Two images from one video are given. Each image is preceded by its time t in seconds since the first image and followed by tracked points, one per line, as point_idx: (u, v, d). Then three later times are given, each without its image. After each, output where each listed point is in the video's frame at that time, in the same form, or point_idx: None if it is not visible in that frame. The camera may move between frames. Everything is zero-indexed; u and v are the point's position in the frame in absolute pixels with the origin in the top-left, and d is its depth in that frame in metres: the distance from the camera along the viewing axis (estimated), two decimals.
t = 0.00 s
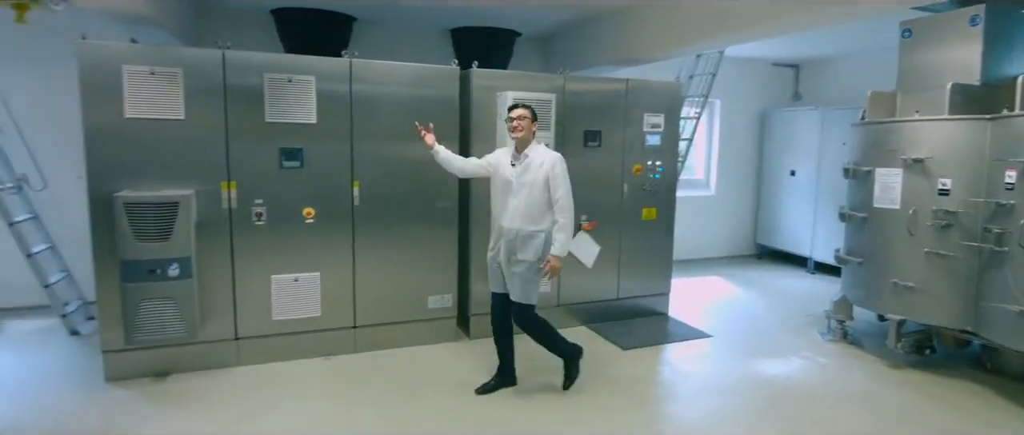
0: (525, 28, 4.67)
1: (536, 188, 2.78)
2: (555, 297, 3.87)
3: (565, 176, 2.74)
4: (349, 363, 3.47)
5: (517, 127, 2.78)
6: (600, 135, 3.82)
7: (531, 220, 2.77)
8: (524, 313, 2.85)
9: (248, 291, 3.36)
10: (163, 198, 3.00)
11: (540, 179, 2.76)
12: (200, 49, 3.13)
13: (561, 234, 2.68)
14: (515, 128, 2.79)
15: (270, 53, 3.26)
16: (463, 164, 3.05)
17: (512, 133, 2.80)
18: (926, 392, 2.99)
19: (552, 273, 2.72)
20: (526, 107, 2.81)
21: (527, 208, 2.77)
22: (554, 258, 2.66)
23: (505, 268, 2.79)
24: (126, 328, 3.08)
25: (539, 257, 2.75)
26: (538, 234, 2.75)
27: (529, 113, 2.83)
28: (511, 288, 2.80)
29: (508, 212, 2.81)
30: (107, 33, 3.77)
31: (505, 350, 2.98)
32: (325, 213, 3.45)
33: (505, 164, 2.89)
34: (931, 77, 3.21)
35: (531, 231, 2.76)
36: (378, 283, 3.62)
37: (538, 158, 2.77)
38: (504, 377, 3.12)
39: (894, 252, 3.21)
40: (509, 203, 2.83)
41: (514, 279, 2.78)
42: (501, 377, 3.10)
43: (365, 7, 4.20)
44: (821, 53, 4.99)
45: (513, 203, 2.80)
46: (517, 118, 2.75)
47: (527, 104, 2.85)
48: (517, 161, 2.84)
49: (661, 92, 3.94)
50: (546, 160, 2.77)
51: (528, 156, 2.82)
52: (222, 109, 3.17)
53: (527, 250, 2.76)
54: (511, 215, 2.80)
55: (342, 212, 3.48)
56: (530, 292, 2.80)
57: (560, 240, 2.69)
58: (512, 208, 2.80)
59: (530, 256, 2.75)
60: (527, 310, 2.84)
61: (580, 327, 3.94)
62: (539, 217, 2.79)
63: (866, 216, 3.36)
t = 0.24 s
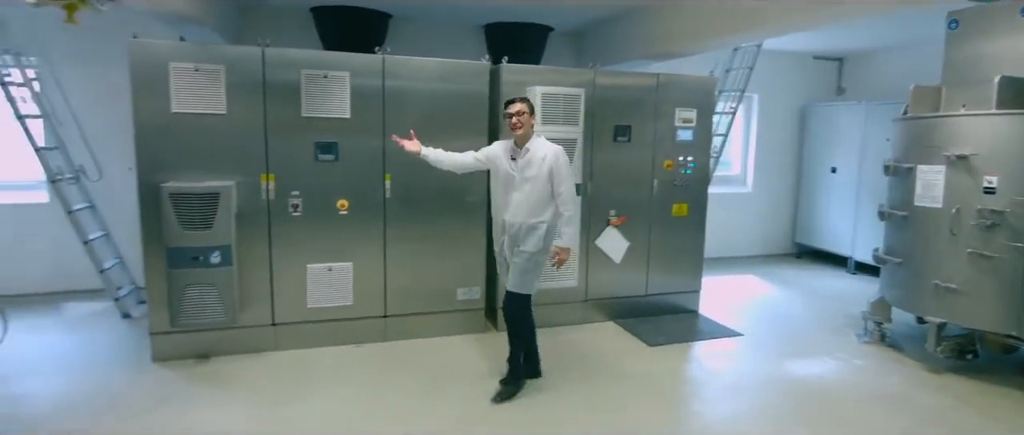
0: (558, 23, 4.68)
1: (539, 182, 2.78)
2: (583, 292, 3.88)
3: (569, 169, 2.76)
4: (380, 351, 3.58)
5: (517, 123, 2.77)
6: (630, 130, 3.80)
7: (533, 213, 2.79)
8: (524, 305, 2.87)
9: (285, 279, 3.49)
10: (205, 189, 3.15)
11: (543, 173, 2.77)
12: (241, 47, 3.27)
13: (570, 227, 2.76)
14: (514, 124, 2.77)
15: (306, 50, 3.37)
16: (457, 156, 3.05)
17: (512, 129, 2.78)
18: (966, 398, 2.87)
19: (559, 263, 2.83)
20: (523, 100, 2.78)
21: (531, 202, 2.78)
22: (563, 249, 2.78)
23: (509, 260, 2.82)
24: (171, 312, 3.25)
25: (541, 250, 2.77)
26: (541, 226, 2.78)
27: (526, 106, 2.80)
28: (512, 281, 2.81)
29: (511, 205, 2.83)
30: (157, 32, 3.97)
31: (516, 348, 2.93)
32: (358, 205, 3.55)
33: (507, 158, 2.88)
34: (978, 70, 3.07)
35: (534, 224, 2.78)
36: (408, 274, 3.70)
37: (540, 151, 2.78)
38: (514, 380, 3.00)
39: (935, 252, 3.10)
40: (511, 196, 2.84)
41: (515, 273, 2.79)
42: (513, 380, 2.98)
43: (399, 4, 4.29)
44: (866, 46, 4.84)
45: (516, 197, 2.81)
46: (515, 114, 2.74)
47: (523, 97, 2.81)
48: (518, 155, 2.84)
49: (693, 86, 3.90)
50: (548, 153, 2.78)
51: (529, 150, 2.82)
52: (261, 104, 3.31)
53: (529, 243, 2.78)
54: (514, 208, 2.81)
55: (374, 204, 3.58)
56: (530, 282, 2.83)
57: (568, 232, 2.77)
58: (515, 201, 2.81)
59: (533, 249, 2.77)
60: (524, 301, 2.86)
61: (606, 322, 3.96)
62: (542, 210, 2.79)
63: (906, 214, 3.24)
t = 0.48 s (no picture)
0: (591, 20, 4.67)
1: (539, 183, 2.79)
2: (611, 289, 3.89)
3: (568, 169, 2.79)
4: (410, 343, 3.66)
5: (516, 125, 2.77)
6: (660, 128, 3.79)
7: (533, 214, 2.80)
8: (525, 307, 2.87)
9: (320, 271, 3.61)
10: (246, 184, 3.30)
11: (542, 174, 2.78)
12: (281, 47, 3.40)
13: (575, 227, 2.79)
14: (513, 126, 2.77)
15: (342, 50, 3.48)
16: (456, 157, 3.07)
17: (511, 131, 2.79)
18: (1011, 409, 2.74)
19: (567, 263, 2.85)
20: (522, 101, 2.79)
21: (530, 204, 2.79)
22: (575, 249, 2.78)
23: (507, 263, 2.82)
24: (214, 301, 3.41)
25: (539, 252, 2.77)
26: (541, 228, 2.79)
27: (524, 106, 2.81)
28: (511, 284, 2.81)
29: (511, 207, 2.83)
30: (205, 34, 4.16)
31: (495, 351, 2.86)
32: (391, 200, 3.64)
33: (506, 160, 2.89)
34: None
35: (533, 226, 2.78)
36: (438, 269, 3.77)
37: (538, 151, 2.79)
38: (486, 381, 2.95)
39: (980, 255, 2.97)
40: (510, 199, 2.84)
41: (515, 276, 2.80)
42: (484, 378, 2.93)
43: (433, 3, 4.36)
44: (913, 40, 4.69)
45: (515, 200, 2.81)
46: (514, 116, 2.75)
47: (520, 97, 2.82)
48: (516, 157, 2.84)
49: (726, 84, 3.86)
50: (547, 154, 2.78)
51: (525, 151, 2.81)
52: (299, 103, 3.43)
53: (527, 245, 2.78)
54: (512, 210, 2.81)
55: (406, 200, 3.66)
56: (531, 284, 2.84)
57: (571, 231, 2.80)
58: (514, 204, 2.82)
59: (530, 251, 2.77)
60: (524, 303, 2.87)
61: (635, 321, 3.95)
62: (541, 211, 2.81)
63: (950, 215, 3.11)
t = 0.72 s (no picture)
0: (624, 20, 4.65)
1: (527, 186, 2.74)
2: (639, 290, 3.88)
3: (555, 173, 2.67)
4: (440, 340, 3.74)
5: (511, 128, 2.74)
6: (691, 128, 3.77)
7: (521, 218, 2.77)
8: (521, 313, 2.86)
9: (353, 268, 3.72)
10: (283, 182, 3.42)
11: (530, 177, 2.73)
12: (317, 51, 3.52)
13: (553, 236, 2.66)
14: (507, 128, 2.75)
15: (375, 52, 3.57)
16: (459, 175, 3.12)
17: (506, 134, 2.76)
18: None
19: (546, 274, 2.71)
20: (517, 103, 2.75)
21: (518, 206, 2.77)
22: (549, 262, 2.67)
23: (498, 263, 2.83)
24: (252, 294, 3.56)
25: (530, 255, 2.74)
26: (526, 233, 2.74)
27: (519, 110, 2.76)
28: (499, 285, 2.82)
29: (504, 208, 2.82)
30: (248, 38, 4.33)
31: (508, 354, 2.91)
32: (422, 199, 3.72)
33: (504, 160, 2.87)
34: None
35: (520, 230, 2.76)
36: (467, 267, 3.83)
37: (530, 154, 2.73)
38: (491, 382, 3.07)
39: None
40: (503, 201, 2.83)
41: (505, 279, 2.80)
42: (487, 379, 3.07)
43: (466, 6, 4.43)
44: (961, 39, 4.55)
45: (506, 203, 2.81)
46: (506, 119, 2.71)
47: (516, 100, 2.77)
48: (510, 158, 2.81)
49: (759, 84, 3.80)
50: (538, 157, 2.72)
51: (517, 153, 2.77)
52: (334, 104, 3.54)
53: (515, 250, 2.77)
54: (503, 212, 2.81)
55: (436, 200, 3.74)
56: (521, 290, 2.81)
57: (550, 241, 2.67)
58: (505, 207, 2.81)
59: (517, 254, 2.74)
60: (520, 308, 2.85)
61: (663, 323, 3.94)
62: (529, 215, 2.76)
63: (995, 219, 2.98)
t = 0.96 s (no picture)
0: (657, 21, 4.62)
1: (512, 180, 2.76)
2: (669, 293, 3.87)
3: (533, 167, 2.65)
4: (469, 339, 3.79)
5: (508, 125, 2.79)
6: (724, 130, 3.73)
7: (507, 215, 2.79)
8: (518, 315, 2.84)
9: (386, 266, 3.81)
10: (320, 182, 3.54)
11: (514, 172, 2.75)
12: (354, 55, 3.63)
13: (503, 222, 2.60)
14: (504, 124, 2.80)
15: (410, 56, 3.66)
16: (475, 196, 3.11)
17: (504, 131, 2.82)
18: None
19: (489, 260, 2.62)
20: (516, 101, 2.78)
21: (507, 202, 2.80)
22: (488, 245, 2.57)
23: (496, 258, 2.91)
24: (290, 290, 3.69)
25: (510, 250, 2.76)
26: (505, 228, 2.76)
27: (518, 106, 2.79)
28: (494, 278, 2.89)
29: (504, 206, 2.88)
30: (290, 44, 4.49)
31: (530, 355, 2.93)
32: (453, 200, 3.79)
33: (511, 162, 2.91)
34: None
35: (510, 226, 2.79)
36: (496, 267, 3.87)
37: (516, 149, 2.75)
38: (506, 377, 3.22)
39: None
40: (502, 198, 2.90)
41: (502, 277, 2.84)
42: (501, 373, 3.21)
43: (500, 9, 4.49)
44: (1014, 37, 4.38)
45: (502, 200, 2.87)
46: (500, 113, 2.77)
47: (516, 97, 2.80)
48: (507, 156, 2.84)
49: (796, 85, 3.72)
50: (522, 151, 2.72)
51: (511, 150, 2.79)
52: (369, 106, 3.64)
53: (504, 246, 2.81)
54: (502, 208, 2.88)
55: (467, 200, 3.80)
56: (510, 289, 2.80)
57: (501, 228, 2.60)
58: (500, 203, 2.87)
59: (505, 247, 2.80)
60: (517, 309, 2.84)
61: (694, 328, 3.90)
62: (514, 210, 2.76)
63: None
